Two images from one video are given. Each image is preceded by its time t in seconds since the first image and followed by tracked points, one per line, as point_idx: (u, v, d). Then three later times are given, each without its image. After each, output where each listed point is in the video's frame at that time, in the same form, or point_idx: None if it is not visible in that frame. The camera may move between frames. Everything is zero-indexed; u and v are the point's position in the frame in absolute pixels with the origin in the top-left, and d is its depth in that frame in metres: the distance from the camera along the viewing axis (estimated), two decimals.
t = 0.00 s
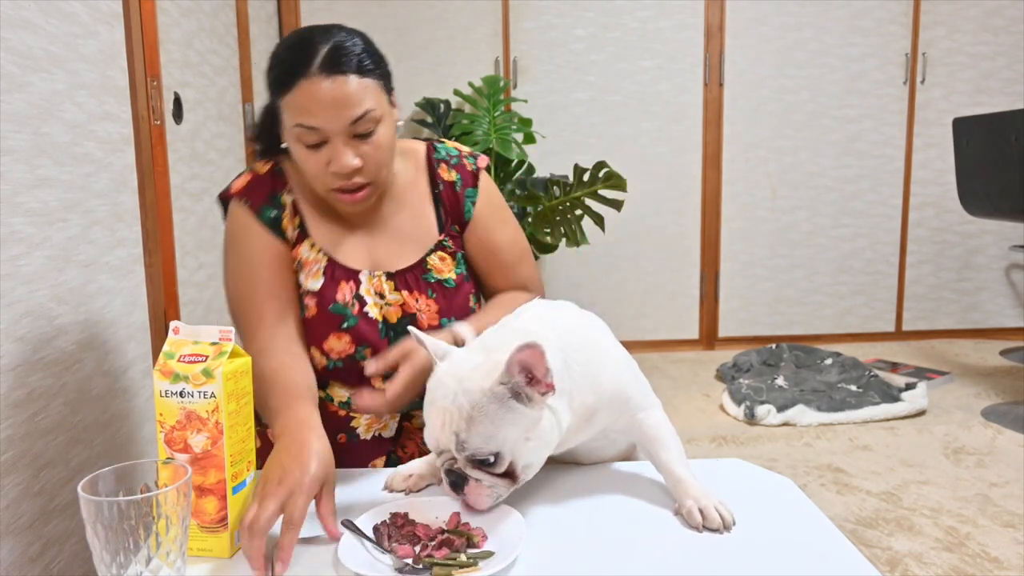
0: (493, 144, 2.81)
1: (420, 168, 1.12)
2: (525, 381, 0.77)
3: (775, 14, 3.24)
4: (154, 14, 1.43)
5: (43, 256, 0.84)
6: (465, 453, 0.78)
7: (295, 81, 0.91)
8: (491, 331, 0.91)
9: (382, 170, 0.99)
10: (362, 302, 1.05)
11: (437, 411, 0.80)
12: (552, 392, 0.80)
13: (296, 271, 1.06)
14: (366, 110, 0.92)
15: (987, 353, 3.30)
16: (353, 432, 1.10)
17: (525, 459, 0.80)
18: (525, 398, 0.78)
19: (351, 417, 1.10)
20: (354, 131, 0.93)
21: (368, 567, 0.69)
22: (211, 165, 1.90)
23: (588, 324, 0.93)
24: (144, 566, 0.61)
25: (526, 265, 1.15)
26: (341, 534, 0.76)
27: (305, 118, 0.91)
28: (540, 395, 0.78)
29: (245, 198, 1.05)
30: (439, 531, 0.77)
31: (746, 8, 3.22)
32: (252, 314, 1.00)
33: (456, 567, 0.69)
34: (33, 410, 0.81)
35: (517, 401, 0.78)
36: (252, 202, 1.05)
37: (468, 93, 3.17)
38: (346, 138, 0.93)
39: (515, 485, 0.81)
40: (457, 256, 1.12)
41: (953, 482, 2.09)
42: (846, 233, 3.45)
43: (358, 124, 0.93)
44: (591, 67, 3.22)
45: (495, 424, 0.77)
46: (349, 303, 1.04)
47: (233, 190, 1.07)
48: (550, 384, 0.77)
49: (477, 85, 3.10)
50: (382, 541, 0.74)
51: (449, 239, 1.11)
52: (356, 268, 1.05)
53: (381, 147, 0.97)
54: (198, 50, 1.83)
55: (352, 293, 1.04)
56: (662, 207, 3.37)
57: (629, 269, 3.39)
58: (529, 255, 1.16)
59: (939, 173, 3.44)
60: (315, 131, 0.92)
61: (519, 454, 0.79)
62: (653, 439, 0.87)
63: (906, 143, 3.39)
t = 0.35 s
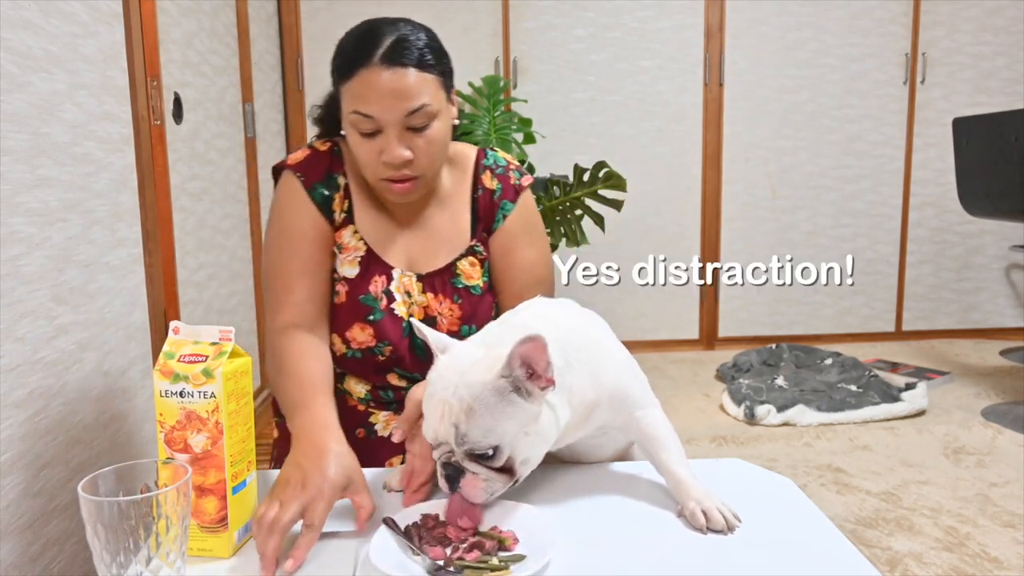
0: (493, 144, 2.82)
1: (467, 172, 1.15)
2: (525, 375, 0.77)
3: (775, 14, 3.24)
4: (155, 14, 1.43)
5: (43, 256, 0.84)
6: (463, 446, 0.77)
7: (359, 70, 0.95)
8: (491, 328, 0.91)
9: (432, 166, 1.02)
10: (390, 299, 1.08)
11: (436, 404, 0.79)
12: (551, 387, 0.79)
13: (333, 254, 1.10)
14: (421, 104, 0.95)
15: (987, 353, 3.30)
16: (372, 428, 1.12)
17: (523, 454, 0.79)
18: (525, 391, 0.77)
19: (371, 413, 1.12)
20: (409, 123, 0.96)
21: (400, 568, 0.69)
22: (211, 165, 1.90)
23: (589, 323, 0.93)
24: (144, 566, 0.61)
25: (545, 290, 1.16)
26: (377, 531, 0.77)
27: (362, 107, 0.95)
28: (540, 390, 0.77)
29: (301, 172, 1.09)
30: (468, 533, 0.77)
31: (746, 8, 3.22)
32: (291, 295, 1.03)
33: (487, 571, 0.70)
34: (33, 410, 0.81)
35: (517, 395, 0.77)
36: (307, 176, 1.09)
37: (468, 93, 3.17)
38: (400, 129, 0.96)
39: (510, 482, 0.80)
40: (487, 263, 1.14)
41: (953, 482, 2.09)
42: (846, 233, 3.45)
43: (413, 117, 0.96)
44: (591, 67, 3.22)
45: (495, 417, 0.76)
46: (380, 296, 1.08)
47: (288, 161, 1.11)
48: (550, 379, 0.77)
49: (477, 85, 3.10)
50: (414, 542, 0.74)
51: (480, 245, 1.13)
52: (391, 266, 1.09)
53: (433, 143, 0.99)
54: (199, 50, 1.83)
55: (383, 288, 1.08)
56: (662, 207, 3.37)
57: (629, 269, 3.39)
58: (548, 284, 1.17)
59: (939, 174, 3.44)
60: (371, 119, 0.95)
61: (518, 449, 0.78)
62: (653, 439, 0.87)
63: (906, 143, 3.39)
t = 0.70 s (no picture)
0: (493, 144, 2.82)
1: (479, 173, 1.17)
2: (540, 371, 0.79)
3: (775, 14, 3.24)
4: (155, 14, 1.44)
5: (43, 256, 0.84)
6: (481, 442, 0.78)
7: (382, 62, 0.95)
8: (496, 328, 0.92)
9: (450, 164, 1.02)
10: (399, 296, 1.09)
11: (452, 401, 0.80)
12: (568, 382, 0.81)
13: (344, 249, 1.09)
14: (444, 102, 0.96)
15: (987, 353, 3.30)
16: (376, 430, 1.14)
17: (539, 450, 0.80)
18: (541, 387, 0.79)
19: (375, 416, 1.14)
20: (430, 119, 0.96)
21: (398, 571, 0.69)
22: (211, 165, 1.90)
23: (595, 323, 0.94)
24: (144, 566, 0.61)
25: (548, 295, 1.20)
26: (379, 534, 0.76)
27: (385, 99, 0.95)
28: (555, 385, 0.79)
29: (317, 160, 1.08)
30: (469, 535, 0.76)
31: (746, 8, 3.22)
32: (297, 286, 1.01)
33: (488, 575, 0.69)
34: (33, 410, 0.81)
35: (534, 390, 0.79)
36: (324, 165, 1.08)
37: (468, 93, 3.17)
38: (421, 125, 0.96)
39: (526, 480, 0.81)
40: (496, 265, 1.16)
41: (953, 482, 2.10)
42: (846, 233, 3.45)
43: (434, 114, 0.96)
44: (591, 67, 3.22)
45: (513, 413, 0.78)
46: (388, 293, 1.09)
47: (304, 150, 1.10)
48: (565, 374, 0.79)
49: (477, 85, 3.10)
50: (414, 545, 0.74)
51: (491, 246, 1.15)
52: (403, 261, 1.10)
53: (453, 141, 1.00)
54: (199, 50, 1.83)
55: (393, 285, 1.09)
56: (662, 207, 3.36)
57: (629, 269, 3.39)
58: (552, 289, 1.21)
59: (939, 174, 3.44)
60: (393, 114, 0.96)
61: (535, 445, 0.80)
62: (658, 439, 0.87)
63: (906, 143, 3.39)
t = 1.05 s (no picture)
0: (493, 144, 2.83)
1: (445, 173, 1.15)
2: (561, 370, 0.80)
3: (775, 14, 3.24)
4: (155, 14, 1.44)
5: (43, 256, 0.84)
6: (493, 431, 0.79)
7: (360, 56, 0.95)
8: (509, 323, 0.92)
9: (419, 164, 1.02)
10: (357, 316, 1.08)
11: (467, 389, 0.81)
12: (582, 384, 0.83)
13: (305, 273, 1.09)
14: (420, 99, 0.96)
15: (987, 353, 3.30)
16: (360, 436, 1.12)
17: (547, 446, 0.81)
18: (559, 386, 0.81)
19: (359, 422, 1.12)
20: (405, 116, 0.96)
21: None
22: (211, 165, 1.90)
23: (601, 321, 0.94)
24: (144, 566, 0.61)
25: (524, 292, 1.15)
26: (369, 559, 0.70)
27: (362, 91, 0.95)
28: (573, 386, 0.81)
29: (263, 195, 1.08)
30: (465, 555, 0.71)
31: (746, 8, 3.22)
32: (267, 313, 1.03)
33: None
34: (33, 410, 0.81)
35: (551, 387, 0.81)
36: (268, 199, 1.08)
37: (468, 93, 3.17)
38: (395, 122, 0.96)
39: (535, 470, 0.81)
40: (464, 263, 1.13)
41: (953, 482, 2.09)
42: (846, 233, 3.45)
43: (410, 111, 0.96)
44: (591, 67, 3.22)
45: (529, 408, 0.79)
46: (343, 316, 1.08)
47: (252, 182, 1.10)
48: (584, 376, 0.80)
49: (477, 85, 3.10)
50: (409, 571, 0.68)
51: (456, 246, 1.13)
52: (361, 281, 1.09)
53: (424, 139, 1.00)
54: (198, 51, 1.83)
55: (350, 306, 1.08)
56: (662, 207, 3.36)
57: (630, 269, 3.40)
58: (529, 283, 1.16)
59: (939, 173, 3.44)
60: (370, 106, 0.95)
61: (544, 440, 0.81)
62: (660, 441, 0.87)
63: (906, 143, 3.39)
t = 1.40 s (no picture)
0: (493, 145, 2.83)
1: (420, 183, 1.21)
2: (573, 331, 0.82)
3: (775, 14, 3.24)
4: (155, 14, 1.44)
5: (43, 256, 0.84)
6: (506, 393, 0.81)
7: (305, 45, 1.03)
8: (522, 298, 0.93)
9: (375, 147, 1.07)
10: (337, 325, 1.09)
11: (482, 352, 0.83)
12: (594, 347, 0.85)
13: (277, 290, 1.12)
14: (366, 77, 1.02)
15: (987, 353, 3.30)
16: (343, 440, 1.15)
17: (560, 411, 0.83)
18: (572, 348, 0.82)
19: (342, 426, 1.15)
20: (352, 96, 1.02)
21: None
22: (211, 165, 1.90)
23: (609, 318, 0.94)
24: (144, 566, 0.61)
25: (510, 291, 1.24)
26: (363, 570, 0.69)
27: (309, 75, 1.01)
28: (586, 348, 0.82)
29: (224, 225, 1.12)
30: (462, 559, 0.70)
31: (746, 8, 3.22)
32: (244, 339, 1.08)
33: None
34: (32, 411, 0.81)
35: (564, 350, 0.82)
36: (231, 228, 1.12)
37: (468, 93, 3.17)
38: (344, 102, 1.02)
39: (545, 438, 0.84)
40: (445, 270, 1.18)
41: (953, 482, 2.09)
42: (846, 233, 3.45)
43: (356, 91, 1.02)
44: (591, 67, 3.22)
45: (543, 370, 0.81)
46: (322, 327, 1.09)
47: (211, 213, 1.13)
48: (596, 338, 0.82)
49: (477, 85, 3.10)
50: None
51: (437, 253, 1.17)
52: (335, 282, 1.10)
53: (377, 119, 1.05)
54: (199, 51, 1.83)
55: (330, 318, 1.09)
56: (662, 207, 3.37)
57: (630, 269, 3.40)
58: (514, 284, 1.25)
59: (939, 173, 3.44)
60: (318, 89, 1.01)
61: (558, 403, 0.82)
62: (664, 440, 0.86)
63: (906, 143, 3.39)
